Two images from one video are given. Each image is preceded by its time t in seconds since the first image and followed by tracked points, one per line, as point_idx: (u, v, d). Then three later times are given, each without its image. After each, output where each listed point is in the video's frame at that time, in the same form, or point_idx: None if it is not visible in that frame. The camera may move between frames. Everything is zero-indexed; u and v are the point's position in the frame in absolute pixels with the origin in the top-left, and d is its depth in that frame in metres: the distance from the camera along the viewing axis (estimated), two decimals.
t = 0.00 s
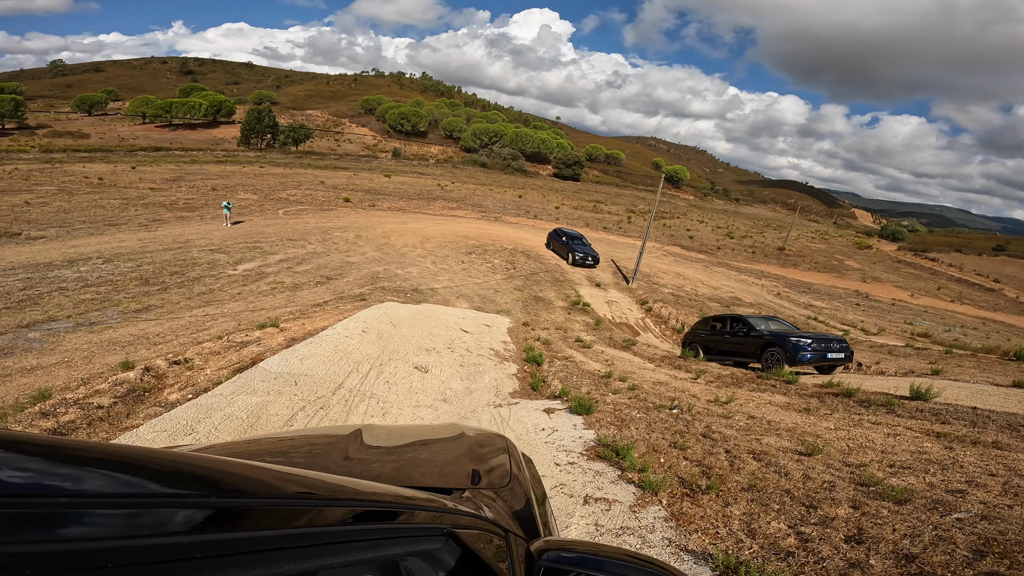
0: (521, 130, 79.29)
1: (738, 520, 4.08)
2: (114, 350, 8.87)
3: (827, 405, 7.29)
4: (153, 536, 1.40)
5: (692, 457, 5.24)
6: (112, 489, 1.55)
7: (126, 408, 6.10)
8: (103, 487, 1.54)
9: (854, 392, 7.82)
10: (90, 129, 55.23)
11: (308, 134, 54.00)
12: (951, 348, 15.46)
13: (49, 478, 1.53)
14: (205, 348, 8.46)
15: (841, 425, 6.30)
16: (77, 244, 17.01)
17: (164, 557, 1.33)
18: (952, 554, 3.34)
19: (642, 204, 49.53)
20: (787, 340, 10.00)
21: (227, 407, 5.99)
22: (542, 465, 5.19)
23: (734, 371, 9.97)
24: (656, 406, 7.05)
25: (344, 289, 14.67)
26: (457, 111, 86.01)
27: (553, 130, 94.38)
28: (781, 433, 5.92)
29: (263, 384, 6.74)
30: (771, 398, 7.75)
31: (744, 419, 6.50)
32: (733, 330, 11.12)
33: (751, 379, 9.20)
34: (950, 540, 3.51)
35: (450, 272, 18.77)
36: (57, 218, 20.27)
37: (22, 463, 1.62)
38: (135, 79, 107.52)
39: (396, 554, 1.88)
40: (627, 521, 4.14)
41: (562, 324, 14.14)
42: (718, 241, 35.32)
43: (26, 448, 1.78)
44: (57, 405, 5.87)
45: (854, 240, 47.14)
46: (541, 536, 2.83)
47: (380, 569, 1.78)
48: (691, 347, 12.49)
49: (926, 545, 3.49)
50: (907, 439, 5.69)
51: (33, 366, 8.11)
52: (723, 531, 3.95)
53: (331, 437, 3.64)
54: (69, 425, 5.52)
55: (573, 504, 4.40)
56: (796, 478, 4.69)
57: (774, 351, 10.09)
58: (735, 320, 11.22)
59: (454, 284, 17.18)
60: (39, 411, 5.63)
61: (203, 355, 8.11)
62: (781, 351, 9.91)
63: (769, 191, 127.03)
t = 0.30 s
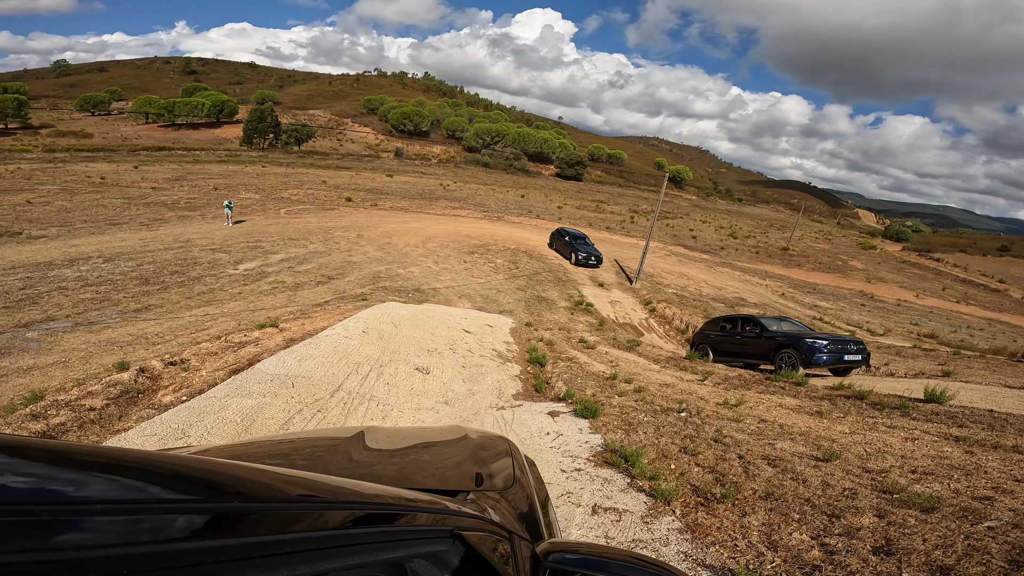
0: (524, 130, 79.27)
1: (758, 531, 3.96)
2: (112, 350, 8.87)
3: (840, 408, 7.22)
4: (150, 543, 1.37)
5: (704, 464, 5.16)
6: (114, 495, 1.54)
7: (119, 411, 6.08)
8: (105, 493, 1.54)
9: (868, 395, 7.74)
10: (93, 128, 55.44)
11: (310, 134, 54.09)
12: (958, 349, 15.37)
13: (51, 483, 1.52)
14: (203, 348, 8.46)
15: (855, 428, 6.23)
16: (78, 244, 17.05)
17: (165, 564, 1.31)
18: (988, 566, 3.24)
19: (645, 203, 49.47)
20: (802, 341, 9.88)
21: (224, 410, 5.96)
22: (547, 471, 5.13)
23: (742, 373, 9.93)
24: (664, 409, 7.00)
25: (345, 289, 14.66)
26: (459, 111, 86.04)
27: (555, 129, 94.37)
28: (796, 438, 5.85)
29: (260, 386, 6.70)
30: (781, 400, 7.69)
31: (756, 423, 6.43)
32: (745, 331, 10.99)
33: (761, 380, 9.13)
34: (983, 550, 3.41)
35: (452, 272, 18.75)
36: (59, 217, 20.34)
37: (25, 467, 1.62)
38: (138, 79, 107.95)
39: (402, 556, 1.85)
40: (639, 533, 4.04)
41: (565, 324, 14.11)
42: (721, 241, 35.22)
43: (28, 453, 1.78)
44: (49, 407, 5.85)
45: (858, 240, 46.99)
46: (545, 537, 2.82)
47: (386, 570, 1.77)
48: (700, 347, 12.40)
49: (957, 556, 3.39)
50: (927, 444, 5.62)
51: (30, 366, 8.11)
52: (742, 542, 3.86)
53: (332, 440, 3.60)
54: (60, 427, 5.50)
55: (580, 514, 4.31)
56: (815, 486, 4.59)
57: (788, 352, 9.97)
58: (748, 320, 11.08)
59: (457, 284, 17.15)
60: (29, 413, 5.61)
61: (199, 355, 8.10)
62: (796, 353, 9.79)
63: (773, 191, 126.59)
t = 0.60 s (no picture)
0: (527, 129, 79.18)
1: (783, 544, 3.83)
2: (109, 350, 8.87)
3: (855, 410, 7.13)
4: (149, 546, 1.35)
5: (718, 470, 5.06)
6: (112, 498, 1.52)
7: (111, 412, 6.00)
8: (101, 496, 1.51)
9: (884, 397, 7.62)
10: (97, 128, 55.67)
11: (313, 133, 54.16)
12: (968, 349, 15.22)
13: (48, 486, 1.49)
14: (200, 348, 8.44)
15: (873, 432, 6.13)
16: (79, 242, 17.08)
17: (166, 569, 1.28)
18: None
19: (648, 203, 49.35)
20: (821, 341, 9.64)
21: (218, 412, 5.89)
22: (554, 477, 5.05)
23: (752, 374, 9.85)
24: (674, 412, 6.92)
25: (347, 288, 14.65)
26: (462, 110, 86.04)
27: (558, 129, 94.23)
28: (814, 442, 5.74)
29: (255, 388, 6.66)
30: (794, 403, 7.60)
31: (770, 426, 6.35)
32: (760, 331, 10.77)
33: (771, 382, 9.05)
34: None
35: (455, 271, 18.73)
36: (61, 216, 20.40)
37: (20, 470, 1.59)
38: (141, 79, 108.41)
39: (403, 561, 1.81)
40: (655, 547, 3.92)
41: (569, 324, 14.05)
42: (725, 240, 35.05)
43: (23, 455, 1.75)
44: (39, 409, 5.81)
45: (863, 239, 46.75)
46: (549, 540, 2.79)
47: None
48: (711, 347, 12.20)
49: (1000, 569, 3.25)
50: (950, 448, 5.51)
51: (26, 367, 8.11)
52: (766, 555, 3.74)
53: (333, 441, 3.56)
54: (50, 429, 5.46)
55: (591, 526, 4.20)
56: (840, 494, 4.45)
57: (806, 352, 9.74)
58: (762, 321, 10.89)
59: (459, 283, 17.11)
60: (19, 415, 5.58)
61: (196, 355, 8.08)
62: (815, 353, 9.55)
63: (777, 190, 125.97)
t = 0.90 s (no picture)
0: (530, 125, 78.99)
1: (801, 552, 3.73)
2: (109, 346, 8.90)
3: (867, 411, 7.08)
4: (153, 536, 1.33)
5: (730, 474, 5.00)
6: (119, 488, 1.51)
7: (106, 411, 5.99)
8: (110, 487, 1.51)
9: (896, 397, 7.55)
10: (101, 124, 55.86)
11: (316, 129, 54.16)
12: (976, 348, 15.10)
13: (58, 478, 1.49)
14: (198, 345, 8.45)
15: (886, 433, 6.08)
16: (82, 238, 17.16)
17: (171, 559, 1.27)
18: None
19: (652, 199, 49.22)
20: (836, 340, 9.41)
21: (214, 411, 5.86)
22: (559, 481, 5.00)
23: (759, 373, 9.78)
24: (681, 413, 6.89)
25: (349, 284, 14.66)
26: (466, 107, 85.85)
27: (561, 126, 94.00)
28: (827, 445, 5.67)
29: (254, 386, 6.63)
30: (803, 403, 7.56)
31: (781, 427, 6.30)
32: (772, 330, 10.55)
33: (779, 381, 9.00)
34: None
35: (458, 267, 18.72)
36: (64, 212, 20.49)
37: (30, 461, 1.59)
38: (145, 75, 108.60)
39: (406, 551, 1.80)
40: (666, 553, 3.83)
41: (573, 321, 14.03)
42: (730, 237, 34.90)
43: (33, 446, 1.74)
44: (34, 407, 5.80)
45: (869, 237, 46.52)
46: (548, 533, 2.78)
47: (389, 566, 1.72)
48: (721, 347, 12.01)
49: None
50: (966, 450, 5.45)
51: (26, 363, 8.15)
52: (783, 563, 3.65)
53: (337, 436, 3.56)
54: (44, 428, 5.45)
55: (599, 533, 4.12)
56: (857, 499, 4.37)
57: (821, 352, 9.52)
58: (774, 319, 10.67)
59: (462, 280, 17.10)
60: (13, 414, 5.57)
61: (194, 352, 8.10)
62: (829, 353, 9.35)
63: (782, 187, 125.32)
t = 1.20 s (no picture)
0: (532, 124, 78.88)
1: (828, 567, 3.61)
2: (104, 346, 8.88)
3: (881, 414, 7.01)
4: (149, 536, 1.31)
5: (745, 482, 4.90)
6: (116, 488, 1.48)
7: (92, 413, 5.91)
8: (103, 487, 1.47)
9: (912, 400, 7.48)
10: (102, 123, 55.95)
11: (318, 128, 54.17)
12: (984, 349, 14.99)
13: (51, 478, 1.46)
14: (192, 345, 8.42)
15: (905, 438, 6.00)
16: (80, 237, 17.15)
17: (166, 559, 1.24)
18: None
19: (654, 199, 49.11)
20: (854, 341, 9.31)
21: (203, 413, 5.76)
22: (563, 488, 4.90)
23: (768, 374, 9.71)
24: (690, 416, 6.82)
25: (349, 283, 14.62)
26: (467, 105, 85.79)
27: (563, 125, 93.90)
28: (842, 450, 5.58)
29: (246, 388, 6.54)
30: (815, 406, 7.49)
31: (796, 431, 6.23)
32: (787, 330, 10.42)
33: (789, 383, 8.93)
34: None
35: (459, 266, 18.67)
36: (64, 211, 20.48)
37: (25, 461, 1.56)
38: (147, 74, 108.80)
39: (403, 553, 1.77)
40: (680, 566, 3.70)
41: (575, 321, 13.99)
42: (733, 237, 34.79)
43: (29, 447, 1.71)
44: (19, 409, 5.74)
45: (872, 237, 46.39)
46: (544, 537, 2.73)
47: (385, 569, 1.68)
48: (730, 347, 11.85)
49: None
50: (989, 455, 5.39)
51: (18, 363, 8.12)
52: None
53: (334, 439, 3.51)
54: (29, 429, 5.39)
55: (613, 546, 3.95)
56: (882, 509, 4.26)
57: (838, 353, 9.40)
58: (786, 320, 10.56)
59: (464, 279, 17.05)
60: None
61: (187, 352, 8.07)
62: (847, 355, 9.24)
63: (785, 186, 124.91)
